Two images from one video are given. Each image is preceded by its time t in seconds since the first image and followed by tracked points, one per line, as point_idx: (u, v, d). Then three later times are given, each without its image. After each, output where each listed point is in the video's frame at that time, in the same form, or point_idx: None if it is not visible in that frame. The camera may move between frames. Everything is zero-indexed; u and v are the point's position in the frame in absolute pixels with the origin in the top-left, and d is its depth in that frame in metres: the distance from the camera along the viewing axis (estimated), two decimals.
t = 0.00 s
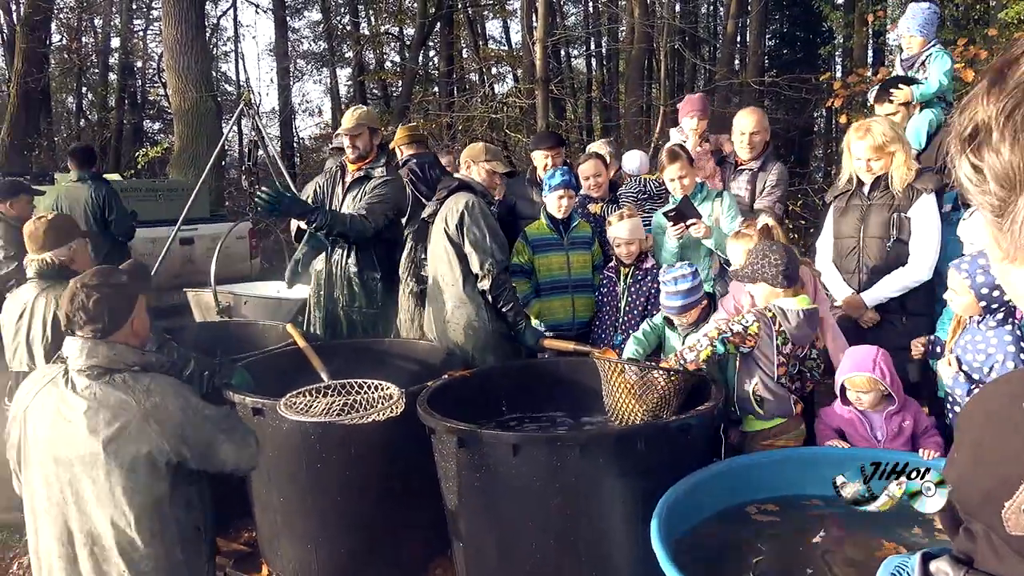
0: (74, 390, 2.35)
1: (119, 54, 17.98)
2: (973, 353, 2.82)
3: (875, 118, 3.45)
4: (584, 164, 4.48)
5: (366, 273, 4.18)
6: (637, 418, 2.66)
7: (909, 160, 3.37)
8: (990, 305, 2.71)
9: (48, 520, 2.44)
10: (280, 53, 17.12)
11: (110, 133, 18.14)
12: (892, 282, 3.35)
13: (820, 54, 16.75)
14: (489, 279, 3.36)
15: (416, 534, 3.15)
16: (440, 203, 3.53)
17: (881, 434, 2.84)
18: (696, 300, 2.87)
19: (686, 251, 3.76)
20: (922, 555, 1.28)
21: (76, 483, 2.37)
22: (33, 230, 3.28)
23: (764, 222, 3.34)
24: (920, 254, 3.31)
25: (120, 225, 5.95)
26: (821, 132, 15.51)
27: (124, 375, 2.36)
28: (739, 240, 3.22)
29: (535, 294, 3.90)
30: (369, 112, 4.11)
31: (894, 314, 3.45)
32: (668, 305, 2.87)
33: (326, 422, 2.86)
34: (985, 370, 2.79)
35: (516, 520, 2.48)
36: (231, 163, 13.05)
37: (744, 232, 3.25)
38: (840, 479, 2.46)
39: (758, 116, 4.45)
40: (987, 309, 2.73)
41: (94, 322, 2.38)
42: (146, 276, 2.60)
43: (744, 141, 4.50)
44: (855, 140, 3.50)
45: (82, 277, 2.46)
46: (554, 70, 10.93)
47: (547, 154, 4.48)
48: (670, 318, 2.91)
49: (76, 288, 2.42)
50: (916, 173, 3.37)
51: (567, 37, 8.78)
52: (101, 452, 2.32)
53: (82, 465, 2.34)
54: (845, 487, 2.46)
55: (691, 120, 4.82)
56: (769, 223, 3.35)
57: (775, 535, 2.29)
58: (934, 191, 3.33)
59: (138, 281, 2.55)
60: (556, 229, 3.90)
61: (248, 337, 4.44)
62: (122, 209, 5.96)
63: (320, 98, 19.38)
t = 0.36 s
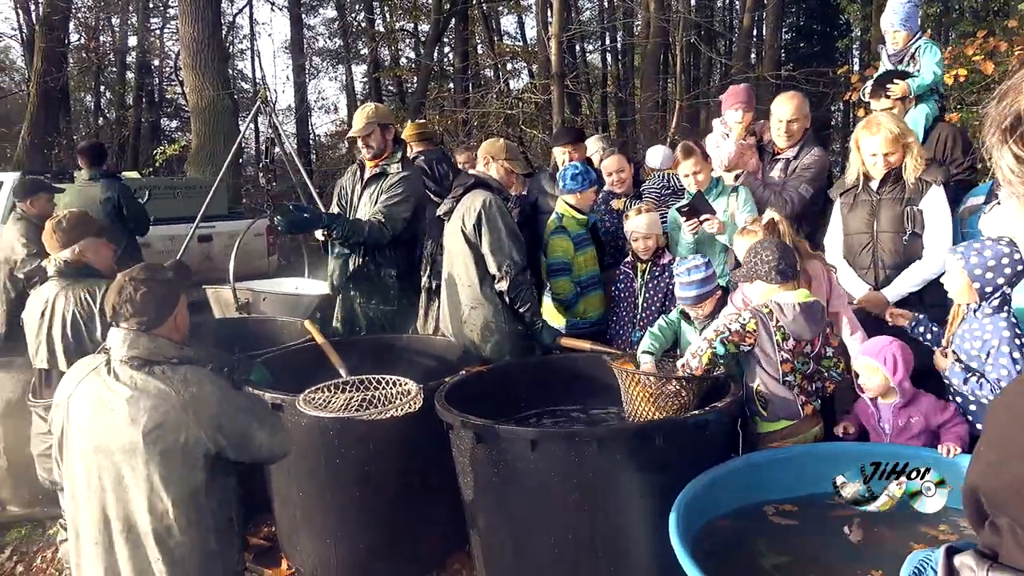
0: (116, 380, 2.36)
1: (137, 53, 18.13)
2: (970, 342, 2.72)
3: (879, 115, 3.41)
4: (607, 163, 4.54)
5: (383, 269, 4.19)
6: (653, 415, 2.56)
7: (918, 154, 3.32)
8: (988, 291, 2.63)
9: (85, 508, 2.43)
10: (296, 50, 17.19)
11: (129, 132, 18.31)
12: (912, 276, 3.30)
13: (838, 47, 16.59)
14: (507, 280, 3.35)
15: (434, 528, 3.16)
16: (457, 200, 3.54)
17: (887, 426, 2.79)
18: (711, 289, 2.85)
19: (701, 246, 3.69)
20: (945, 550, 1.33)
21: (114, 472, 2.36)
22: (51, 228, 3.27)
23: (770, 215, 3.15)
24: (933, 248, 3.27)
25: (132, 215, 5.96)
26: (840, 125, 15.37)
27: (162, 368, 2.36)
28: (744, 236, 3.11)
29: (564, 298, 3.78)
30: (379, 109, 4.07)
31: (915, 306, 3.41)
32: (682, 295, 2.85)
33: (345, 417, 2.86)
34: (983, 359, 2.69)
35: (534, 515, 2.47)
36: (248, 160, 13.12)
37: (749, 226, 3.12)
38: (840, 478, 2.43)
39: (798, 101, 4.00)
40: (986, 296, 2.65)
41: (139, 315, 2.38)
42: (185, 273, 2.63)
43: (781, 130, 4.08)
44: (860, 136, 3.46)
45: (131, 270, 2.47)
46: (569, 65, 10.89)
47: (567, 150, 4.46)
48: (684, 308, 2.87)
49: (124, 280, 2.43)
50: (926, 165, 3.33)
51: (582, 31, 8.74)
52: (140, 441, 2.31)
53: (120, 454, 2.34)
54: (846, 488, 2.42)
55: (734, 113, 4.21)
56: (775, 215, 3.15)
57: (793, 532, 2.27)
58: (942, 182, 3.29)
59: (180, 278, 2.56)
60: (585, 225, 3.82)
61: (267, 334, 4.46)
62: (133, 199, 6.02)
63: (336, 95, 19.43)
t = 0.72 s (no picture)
0: (176, 375, 2.42)
1: (177, 60, 18.51)
2: (1005, 329, 2.75)
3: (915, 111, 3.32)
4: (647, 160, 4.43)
5: (417, 268, 4.24)
6: (691, 417, 2.57)
7: (955, 153, 3.24)
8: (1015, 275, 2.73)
9: (143, 499, 2.50)
10: (330, 54, 17.40)
11: (169, 136, 18.70)
12: (951, 277, 3.25)
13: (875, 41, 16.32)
14: (540, 282, 3.36)
15: (470, 526, 3.19)
16: (491, 201, 3.56)
17: (954, 425, 2.75)
18: (749, 288, 2.85)
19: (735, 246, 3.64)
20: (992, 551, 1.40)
21: (172, 464, 2.42)
22: (97, 231, 3.39)
23: (805, 214, 3.12)
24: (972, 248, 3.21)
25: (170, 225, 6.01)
26: (877, 121, 15.12)
27: (222, 362, 2.42)
28: (780, 235, 3.08)
29: (617, 298, 3.83)
30: (412, 112, 4.12)
31: (955, 304, 3.36)
32: (720, 293, 2.85)
33: (382, 416, 2.91)
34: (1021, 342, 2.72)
35: (569, 514, 2.49)
36: (284, 163, 13.32)
37: (785, 226, 3.10)
38: (839, 478, 2.39)
39: (848, 93, 3.85)
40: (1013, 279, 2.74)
41: (199, 311, 2.44)
42: (239, 274, 2.69)
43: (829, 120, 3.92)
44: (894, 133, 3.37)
45: (190, 269, 2.54)
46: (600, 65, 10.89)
47: (598, 149, 4.46)
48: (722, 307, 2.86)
49: (185, 278, 2.50)
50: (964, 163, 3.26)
51: (614, 31, 8.74)
52: (200, 433, 2.38)
53: (179, 446, 2.40)
54: (846, 487, 2.39)
55: (783, 117, 3.93)
56: (810, 213, 3.11)
57: (825, 533, 2.26)
58: (983, 180, 3.28)
59: (236, 277, 2.62)
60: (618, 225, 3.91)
61: (304, 334, 4.55)
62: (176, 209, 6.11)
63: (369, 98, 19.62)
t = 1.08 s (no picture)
0: (237, 372, 2.48)
1: (224, 66, 18.92)
2: None
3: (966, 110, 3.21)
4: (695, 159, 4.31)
5: (459, 268, 4.26)
6: (733, 419, 2.54)
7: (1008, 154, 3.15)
8: None
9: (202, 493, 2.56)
10: (372, 57, 17.60)
11: (216, 141, 19.12)
12: (996, 279, 3.18)
13: (925, 36, 15.94)
14: (581, 283, 3.36)
15: (511, 526, 3.20)
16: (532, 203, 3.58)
17: None
18: (793, 286, 2.80)
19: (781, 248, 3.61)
20: None
21: (231, 459, 2.47)
22: (150, 234, 3.49)
23: (853, 214, 3.03)
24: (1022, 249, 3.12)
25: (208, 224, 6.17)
26: (927, 118, 14.76)
27: (282, 361, 2.48)
28: (827, 236, 3.00)
29: (658, 293, 3.83)
30: (458, 114, 4.12)
31: (1008, 306, 3.27)
32: (765, 290, 2.80)
33: (424, 416, 2.94)
34: None
35: (612, 515, 2.49)
36: (328, 166, 13.51)
37: (831, 227, 3.02)
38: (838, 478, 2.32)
39: (897, 87, 3.77)
40: None
41: (260, 311, 2.51)
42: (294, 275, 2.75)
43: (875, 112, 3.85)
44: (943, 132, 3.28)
45: (251, 270, 2.60)
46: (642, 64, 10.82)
47: (631, 149, 4.42)
48: (766, 304, 2.82)
49: (246, 279, 2.55)
50: (1016, 163, 3.16)
51: (655, 30, 8.69)
52: (259, 429, 2.44)
53: (238, 442, 2.46)
54: (845, 487, 2.33)
55: (831, 127, 3.78)
56: (859, 213, 3.03)
57: (876, 537, 2.22)
58: None
59: (293, 278, 2.67)
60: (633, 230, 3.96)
61: (348, 334, 4.62)
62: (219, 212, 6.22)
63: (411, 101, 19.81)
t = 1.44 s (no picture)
0: (294, 364, 2.52)
1: (270, 63, 19.21)
2: None
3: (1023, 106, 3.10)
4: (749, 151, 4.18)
5: (501, 262, 4.26)
6: (780, 413, 2.50)
7: None
8: None
9: (255, 481, 2.61)
10: (415, 53, 17.68)
11: (263, 137, 19.44)
12: None
13: (981, 23, 15.41)
14: (626, 277, 3.33)
15: (553, 519, 3.20)
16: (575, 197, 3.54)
17: None
18: (843, 278, 2.77)
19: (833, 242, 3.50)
20: None
21: (284, 449, 2.53)
22: (200, 229, 3.55)
23: (911, 206, 2.92)
24: None
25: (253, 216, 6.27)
26: (983, 107, 14.30)
27: (338, 356, 2.51)
28: (884, 230, 2.89)
29: (709, 283, 3.87)
30: (505, 109, 4.10)
31: None
32: (812, 282, 2.77)
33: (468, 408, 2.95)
34: None
35: (657, 510, 2.47)
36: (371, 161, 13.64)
37: (890, 219, 2.90)
38: (840, 479, 2.19)
39: (944, 73, 3.58)
40: None
41: (317, 305, 2.54)
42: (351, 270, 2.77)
43: (926, 104, 3.67)
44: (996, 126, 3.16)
45: (308, 263, 2.62)
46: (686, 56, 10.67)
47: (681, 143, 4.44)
48: (814, 296, 2.78)
49: (305, 273, 2.58)
50: None
51: (700, 21, 8.56)
52: (312, 422, 2.48)
53: (291, 434, 2.50)
54: (846, 488, 2.20)
55: (889, 130, 3.59)
56: (917, 205, 2.91)
57: (928, 537, 2.16)
58: None
59: (349, 274, 2.70)
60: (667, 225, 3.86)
61: (393, 327, 4.66)
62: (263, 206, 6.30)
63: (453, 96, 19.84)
